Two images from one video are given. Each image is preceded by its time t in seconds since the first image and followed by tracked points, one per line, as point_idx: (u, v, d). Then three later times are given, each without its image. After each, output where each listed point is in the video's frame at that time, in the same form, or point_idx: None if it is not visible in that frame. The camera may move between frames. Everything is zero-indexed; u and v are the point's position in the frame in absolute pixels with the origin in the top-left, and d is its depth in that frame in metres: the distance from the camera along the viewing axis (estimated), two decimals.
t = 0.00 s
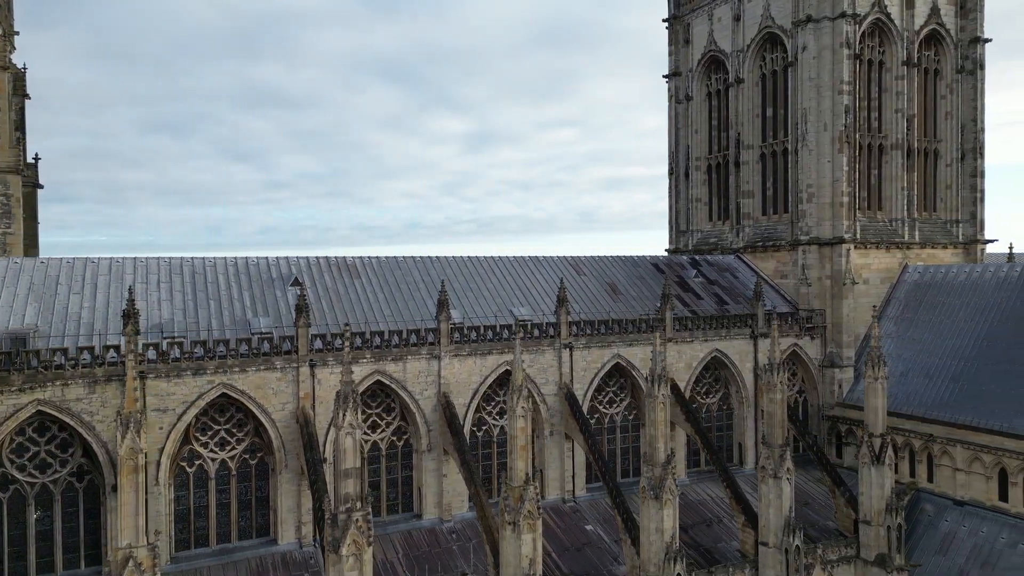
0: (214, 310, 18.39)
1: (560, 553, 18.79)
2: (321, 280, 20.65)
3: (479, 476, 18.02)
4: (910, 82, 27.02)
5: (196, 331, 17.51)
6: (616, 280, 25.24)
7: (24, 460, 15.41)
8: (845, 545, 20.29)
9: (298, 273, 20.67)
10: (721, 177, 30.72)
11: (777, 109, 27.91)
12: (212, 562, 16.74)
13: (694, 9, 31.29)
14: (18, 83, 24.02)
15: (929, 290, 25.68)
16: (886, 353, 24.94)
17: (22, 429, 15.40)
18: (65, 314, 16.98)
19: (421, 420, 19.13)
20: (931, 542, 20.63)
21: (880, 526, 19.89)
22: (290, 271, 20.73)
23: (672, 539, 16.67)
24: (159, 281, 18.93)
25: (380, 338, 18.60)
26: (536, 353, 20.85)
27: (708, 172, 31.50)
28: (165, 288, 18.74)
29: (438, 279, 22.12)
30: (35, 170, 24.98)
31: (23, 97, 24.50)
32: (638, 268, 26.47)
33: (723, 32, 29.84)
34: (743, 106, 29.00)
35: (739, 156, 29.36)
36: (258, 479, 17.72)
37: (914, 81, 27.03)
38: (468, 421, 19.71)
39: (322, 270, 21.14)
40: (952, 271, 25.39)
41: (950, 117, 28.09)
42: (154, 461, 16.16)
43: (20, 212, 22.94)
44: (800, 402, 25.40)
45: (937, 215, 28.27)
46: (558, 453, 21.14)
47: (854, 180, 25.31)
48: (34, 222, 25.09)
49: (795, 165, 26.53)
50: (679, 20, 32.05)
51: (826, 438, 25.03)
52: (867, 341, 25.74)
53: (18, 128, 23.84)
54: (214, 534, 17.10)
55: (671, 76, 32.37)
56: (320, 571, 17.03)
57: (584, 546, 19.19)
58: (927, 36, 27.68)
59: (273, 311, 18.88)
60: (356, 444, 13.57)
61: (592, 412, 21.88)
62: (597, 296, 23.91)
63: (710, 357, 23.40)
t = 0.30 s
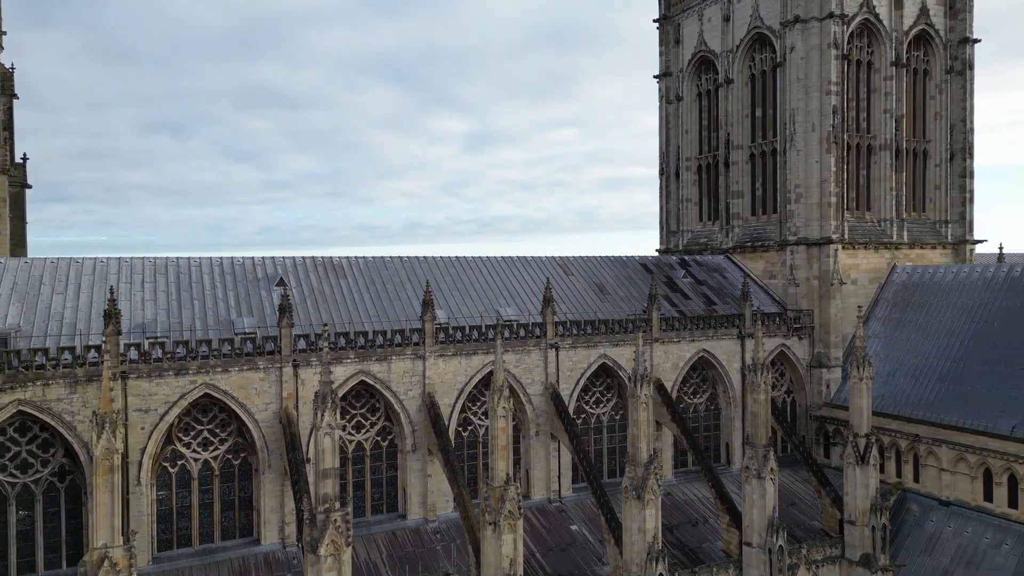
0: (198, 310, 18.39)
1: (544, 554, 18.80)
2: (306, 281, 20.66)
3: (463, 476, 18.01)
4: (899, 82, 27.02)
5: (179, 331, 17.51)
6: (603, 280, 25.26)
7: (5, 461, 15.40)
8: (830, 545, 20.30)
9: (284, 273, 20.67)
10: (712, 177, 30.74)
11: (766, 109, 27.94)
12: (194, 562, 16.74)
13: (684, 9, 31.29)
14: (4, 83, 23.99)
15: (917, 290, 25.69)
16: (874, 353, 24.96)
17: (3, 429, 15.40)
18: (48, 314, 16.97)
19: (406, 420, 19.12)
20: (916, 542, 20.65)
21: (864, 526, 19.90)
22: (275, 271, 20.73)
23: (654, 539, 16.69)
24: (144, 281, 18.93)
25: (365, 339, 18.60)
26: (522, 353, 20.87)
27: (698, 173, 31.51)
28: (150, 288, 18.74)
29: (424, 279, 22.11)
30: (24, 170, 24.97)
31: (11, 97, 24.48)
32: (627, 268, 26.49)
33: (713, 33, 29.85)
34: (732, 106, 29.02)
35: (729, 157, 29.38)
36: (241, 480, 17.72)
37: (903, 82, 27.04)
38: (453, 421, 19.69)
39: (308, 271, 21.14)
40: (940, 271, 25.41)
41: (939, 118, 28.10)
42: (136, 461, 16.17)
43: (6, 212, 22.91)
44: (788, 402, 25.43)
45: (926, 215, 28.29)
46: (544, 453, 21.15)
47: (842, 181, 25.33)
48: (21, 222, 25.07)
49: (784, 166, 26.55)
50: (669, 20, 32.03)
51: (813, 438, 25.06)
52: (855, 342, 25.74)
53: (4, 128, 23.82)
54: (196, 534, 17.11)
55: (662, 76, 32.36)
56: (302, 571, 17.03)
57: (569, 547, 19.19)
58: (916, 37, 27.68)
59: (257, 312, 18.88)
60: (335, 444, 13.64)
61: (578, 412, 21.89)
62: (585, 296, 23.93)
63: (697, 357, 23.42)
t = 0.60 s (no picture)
0: (183, 310, 18.39)
1: (529, 554, 18.80)
2: (292, 281, 20.66)
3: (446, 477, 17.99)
4: (888, 83, 27.02)
5: (162, 332, 17.51)
6: (591, 280, 25.28)
7: None
8: (815, 545, 20.32)
9: (270, 274, 20.66)
10: (702, 177, 30.75)
11: (756, 109, 27.97)
12: (177, 563, 16.75)
13: (675, 9, 31.30)
14: None
15: (905, 290, 25.70)
16: (861, 354, 24.96)
17: None
18: (31, 314, 16.97)
19: (390, 420, 19.11)
20: (902, 542, 20.66)
21: (849, 526, 19.92)
22: (261, 271, 20.72)
23: (637, 540, 16.70)
24: (129, 281, 18.94)
25: (349, 339, 18.59)
26: (508, 354, 20.86)
27: (689, 173, 31.52)
28: (134, 288, 18.74)
29: (411, 280, 22.11)
30: (14, 172, 25.03)
31: None
32: (615, 268, 26.50)
33: (703, 33, 29.86)
34: (721, 107, 29.04)
35: (719, 157, 29.40)
36: (224, 480, 17.72)
37: (892, 82, 27.05)
38: (438, 421, 19.67)
39: (294, 271, 21.14)
40: (928, 271, 25.43)
41: (929, 118, 28.11)
42: (118, 461, 16.19)
43: None
44: (776, 402, 25.44)
45: (915, 216, 28.31)
46: (530, 453, 21.14)
47: (831, 181, 25.35)
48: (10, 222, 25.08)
49: (772, 166, 26.57)
50: (660, 21, 32.02)
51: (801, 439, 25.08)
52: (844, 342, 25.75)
53: None
54: (179, 535, 17.12)
55: (652, 77, 32.36)
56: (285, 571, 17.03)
57: (554, 547, 19.18)
58: (905, 37, 27.67)
59: (242, 312, 18.88)
60: (313, 443, 13.60)
61: (565, 412, 21.90)
62: (572, 297, 23.95)
63: (684, 357, 23.44)
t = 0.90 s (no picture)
0: (167, 311, 18.39)
1: (514, 554, 18.81)
2: (278, 281, 20.65)
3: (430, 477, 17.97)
4: (877, 83, 27.04)
5: (146, 332, 17.51)
6: (580, 281, 25.29)
7: None
8: (801, 545, 20.34)
9: (256, 274, 20.65)
10: (693, 178, 30.77)
11: (745, 110, 27.99)
12: (160, 563, 16.77)
13: (666, 10, 31.29)
14: None
15: (893, 291, 25.70)
16: (849, 354, 24.97)
17: None
18: (14, 314, 16.97)
19: (376, 420, 19.09)
20: (888, 542, 20.68)
21: (834, 526, 19.94)
22: (247, 271, 20.71)
23: (620, 540, 16.73)
24: (113, 282, 18.92)
25: (334, 339, 18.58)
26: (495, 354, 20.86)
27: (680, 173, 31.53)
28: (119, 288, 18.75)
29: (398, 280, 22.11)
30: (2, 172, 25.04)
31: None
32: (604, 269, 26.51)
33: (694, 34, 29.87)
34: (712, 107, 29.06)
35: (709, 158, 29.42)
36: (208, 480, 17.72)
37: (881, 83, 27.05)
38: (424, 421, 19.65)
39: (280, 271, 21.12)
40: (915, 272, 25.46)
41: (918, 119, 28.11)
42: (101, 461, 16.21)
43: None
44: (765, 403, 25.44)
45: (905, 216, 28.33)
46: (516, 454, 21.14)
47: (819, 182, 25.37)
48: None
49: (761, 167, 26.60)
50: (651, 21, 32.01)
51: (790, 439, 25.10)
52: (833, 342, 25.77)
53: None
54: (162, 535, 17.14)
55: (644, 77, 32.35)
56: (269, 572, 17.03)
57: (539, 547, 19.19)
58: (895, 37, 27.67)
59: (227, 312, 18.88)
60: (292, 444, 13.59)
61: (552, 412, 21.92)
62: (560, 297, 23.97)
63: (672, 358, 23.45)
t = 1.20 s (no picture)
0: (152, 311, 18.39)
1: (499, 554, 18.81)
2: (265, 281, 20.65)
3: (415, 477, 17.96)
4: (866, 84, 27.05)
5: (131, 332, 17.52)
6: (569, 281, 25.31)
7: None
8: (787, 545, 20.36)
9: (242, 274, 20.64)
10: (683, 178, 30.78)
11: (735, 110, 28.00)
12: (143, 563, 16.77)
13: (657, 10, 31.28)
14: None
15: (882, 291, 25.70)
16: (838, 354, 24.98)
17: None
18: None
19: (361, 420, 19.08)
20: (875, 542, 20.68)
21: (820, 526, 19.96)
22: (234, 271, 20.70)
23: (603, 540, 16.74)
24: (98, 282, 18.92)
25: (319, 340, 18.58)
26: (482, 354, 20.85)
27: (671, 173, 31.55)
28: (104, 288, 18.75)
29: (385, 280, 22.10)
30: None
31: None
32: (594, 269, 26.52)
33: (684, 34, 29.88)
34: (702, 107, 29.06)
35: (699, 158, 29.42)
36: (192, 480, 17.73)
37: (870, 84, 27.06)
38: (409, 421, 19.63)
39: (267, 271, 21.11)
40: (904, 272, 25.46)
41: (908, 119, 28.12)
42: (84, 461, 16.22)
43: None
44: (754, 403, 25.44)
45: (894, 216, 28.34)
46: (503, 454, 21.15)
47: (808, 182, 25.39)
48: None
49: (751, 167, 26.61)
50: (642, 21, 31.98)
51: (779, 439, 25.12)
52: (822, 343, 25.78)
53: None
54: (146, 536, 17.14)
55: (635, 77, 32.34)
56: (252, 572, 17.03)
57: (524, 548, 19.19)
58: (884, 38, 27.66)
59: (212, 312, 18.88)
60: (272, 444, 13.65)
61: (539, 412, 21.92)
62: (549, 297, 23.98)
63: (660, 358, 23.45)
